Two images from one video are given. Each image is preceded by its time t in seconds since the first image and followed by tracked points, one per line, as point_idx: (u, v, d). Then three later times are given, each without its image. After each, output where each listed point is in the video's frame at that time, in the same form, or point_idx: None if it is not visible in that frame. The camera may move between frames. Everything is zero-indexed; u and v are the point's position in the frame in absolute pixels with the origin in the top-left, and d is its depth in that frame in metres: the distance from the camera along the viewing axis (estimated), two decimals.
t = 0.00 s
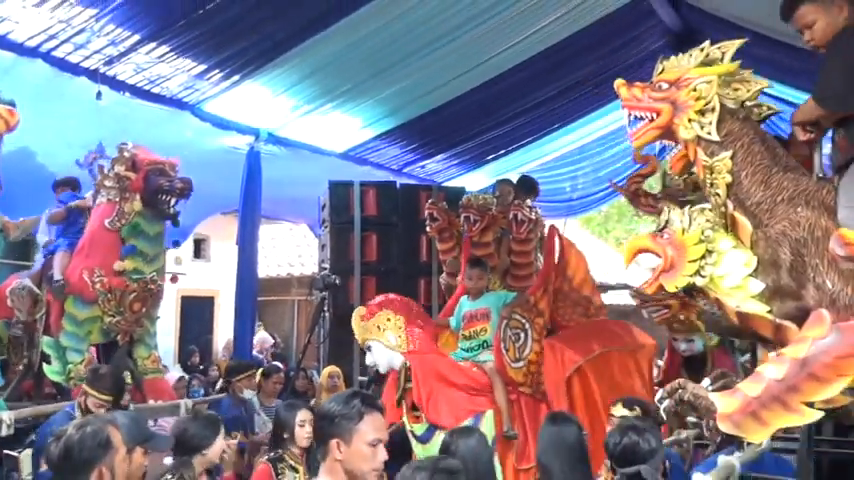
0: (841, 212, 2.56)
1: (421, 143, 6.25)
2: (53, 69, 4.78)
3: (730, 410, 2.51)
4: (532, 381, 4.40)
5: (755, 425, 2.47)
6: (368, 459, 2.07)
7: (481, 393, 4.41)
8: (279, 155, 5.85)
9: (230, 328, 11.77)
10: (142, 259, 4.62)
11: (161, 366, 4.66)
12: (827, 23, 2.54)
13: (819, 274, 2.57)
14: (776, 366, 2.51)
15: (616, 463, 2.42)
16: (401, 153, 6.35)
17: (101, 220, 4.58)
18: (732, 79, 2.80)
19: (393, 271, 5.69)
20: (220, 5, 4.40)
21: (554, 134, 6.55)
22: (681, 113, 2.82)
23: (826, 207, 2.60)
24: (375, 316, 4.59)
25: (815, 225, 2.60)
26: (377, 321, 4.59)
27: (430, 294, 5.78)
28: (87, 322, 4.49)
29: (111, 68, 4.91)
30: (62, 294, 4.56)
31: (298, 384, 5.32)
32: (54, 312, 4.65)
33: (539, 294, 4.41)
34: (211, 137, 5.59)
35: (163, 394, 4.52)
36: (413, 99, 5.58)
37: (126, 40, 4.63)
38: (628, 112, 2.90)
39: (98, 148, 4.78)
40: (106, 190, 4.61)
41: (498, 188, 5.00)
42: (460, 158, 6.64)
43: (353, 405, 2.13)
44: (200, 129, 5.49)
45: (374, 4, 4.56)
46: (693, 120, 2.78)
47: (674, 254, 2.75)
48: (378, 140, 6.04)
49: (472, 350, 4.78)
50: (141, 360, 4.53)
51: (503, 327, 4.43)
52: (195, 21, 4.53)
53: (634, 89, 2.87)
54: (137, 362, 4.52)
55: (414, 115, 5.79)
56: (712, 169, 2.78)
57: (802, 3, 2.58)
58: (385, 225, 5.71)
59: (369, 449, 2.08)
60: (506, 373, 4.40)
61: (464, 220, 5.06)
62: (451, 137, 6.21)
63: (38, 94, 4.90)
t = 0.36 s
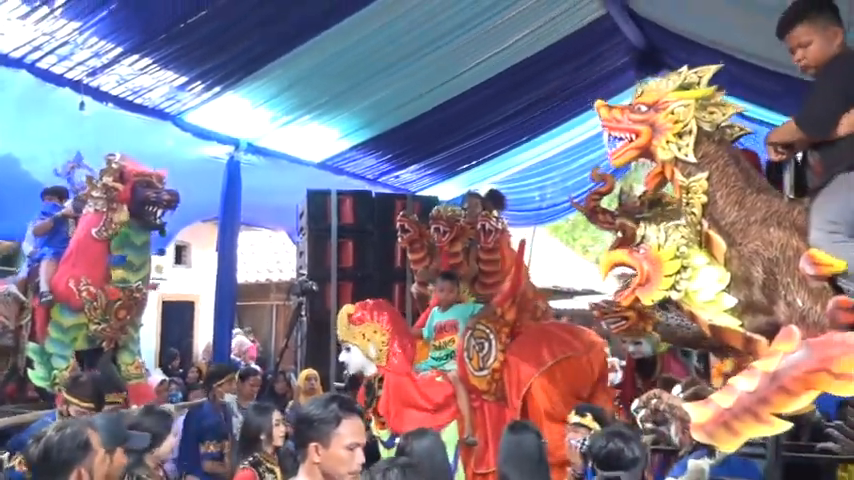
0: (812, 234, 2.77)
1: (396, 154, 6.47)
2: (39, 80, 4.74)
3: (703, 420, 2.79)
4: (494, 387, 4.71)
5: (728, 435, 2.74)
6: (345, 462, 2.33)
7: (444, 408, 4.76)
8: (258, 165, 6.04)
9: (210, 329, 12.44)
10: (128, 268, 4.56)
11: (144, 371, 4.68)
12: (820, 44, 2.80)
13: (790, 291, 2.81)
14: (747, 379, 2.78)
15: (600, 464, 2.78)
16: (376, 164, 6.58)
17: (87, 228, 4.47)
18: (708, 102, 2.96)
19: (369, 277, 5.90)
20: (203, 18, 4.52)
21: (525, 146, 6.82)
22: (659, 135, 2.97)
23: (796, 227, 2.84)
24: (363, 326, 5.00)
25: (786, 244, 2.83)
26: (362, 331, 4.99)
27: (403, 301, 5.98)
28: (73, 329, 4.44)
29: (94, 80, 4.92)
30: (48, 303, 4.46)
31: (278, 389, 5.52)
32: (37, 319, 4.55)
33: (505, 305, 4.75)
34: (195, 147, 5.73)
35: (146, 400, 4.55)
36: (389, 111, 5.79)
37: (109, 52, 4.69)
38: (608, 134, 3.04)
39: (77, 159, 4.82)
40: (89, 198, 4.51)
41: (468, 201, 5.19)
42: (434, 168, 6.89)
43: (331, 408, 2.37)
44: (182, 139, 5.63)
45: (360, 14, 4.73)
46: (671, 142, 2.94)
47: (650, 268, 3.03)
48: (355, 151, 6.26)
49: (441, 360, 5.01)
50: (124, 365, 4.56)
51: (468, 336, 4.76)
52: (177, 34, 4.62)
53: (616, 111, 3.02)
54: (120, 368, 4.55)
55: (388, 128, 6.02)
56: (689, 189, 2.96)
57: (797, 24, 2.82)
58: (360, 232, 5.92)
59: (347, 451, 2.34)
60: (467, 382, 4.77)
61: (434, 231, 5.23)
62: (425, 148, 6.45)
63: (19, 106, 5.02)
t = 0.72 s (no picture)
0: (743, 249, 2.90)
1: (369, 163, 6.69)
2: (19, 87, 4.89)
3: (645, 426, 2.99)
4: (458, 382, 4.87)
5: (668, 439, 2.94)
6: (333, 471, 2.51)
7: (408, 404, 4.91)
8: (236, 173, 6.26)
9: (187, 328, 13.04)
10: (110, 276, 4.69)
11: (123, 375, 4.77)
12: (772, 59, 2.97)
13: (725, 303, 3.00)
14: (686, 386, 2.98)
15: (554, 462, 3.01)
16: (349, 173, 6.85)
17: (67, 236, 4.64)
18: (648, 124, 3.17)
19: (343, 283, 6.06)
20: (182, 29, 4.68)
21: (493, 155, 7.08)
22: (603, 154, 3.18)
23: (731, 242, 2.99)
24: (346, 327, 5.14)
25: (721, 259, 2.99)
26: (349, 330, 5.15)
27: (376, 304, 6.15)
28: (52, 333, 4.61)
29: (74, 89, 5.08)
30: (26, 309, 4.62)
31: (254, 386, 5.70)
32: (17, 325, 4.69)
33: (473, 303, 4.94)
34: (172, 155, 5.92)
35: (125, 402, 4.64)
36: (364, 121, 5.99)
37: (89, 62, 4.85)
38: (556, 154, 3.25)
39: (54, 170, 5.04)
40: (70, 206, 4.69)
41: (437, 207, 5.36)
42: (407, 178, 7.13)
43: (328, 421, 2.52)
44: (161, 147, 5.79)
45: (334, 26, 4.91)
46: (613, 162, 3.14)
47: (597, 281, 3.14)
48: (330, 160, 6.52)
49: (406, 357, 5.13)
50: (103, 368, 4.67)
51: (432, 334, 4.90)
52: (156, 45, 4.78)
53: (563, 132, 3.23)
54: (98, 371, 4.66)
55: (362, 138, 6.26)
56: (631, 206, 3.15)
57: (752, 36, 3.00)
58: (334, 238, 6.08)
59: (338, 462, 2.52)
60: (429, 374, 4.90)
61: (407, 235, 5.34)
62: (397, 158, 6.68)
63: None
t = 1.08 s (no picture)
0: (681, 245, 3.00)
1: (348, 169, 7.02)
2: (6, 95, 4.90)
3: (589, 415, 3.06)
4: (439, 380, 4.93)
5: (611, 428, 3.02)
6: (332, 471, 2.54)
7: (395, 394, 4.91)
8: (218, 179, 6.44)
9: (169, 332, 13.49)
10: (91, 276, 4.86)
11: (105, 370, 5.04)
12: (703, 65, 3.11)
13: (664, 296, 3.11)
14: (627, 375, 3.06)
15: (498, 452, 3.02)
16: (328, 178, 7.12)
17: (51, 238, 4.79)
18: (592, 127, 3.36)
19: (320, 286, 6.25)
20: (166, 39, 4.76)
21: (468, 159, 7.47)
22: (549, 156, 3.35)
23: (668, 238, 3.14)
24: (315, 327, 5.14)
25: (659, 254, 3.12)
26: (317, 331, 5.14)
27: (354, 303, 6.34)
28: (37, 332, 4.72)
29: (60, 96, 5.13)
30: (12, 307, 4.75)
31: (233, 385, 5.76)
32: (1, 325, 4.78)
33: (449, 304, 5.02)
34: (155, 162, 6.02)
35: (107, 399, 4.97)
36: (344, 128, 6.23)
37: (74, 70, 4.91)
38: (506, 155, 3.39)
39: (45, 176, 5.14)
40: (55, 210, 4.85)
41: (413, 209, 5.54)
42: (383, 181, 7.48)
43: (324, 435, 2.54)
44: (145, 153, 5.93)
45: (314, 39, 5.07)
46: (559, 163, 3.32)
47: (544, 279, 3.26)
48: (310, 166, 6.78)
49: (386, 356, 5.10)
50: (85, 366, 4.92)
51: (413, 332, 4.89)
52: (141, 53, 4.87)
53: (511, 135, 3.37)
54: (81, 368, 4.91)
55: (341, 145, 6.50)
56: (575, 205, 3.33)
57: (686, 44, 3.14)
58: (313, 241, 6.28)
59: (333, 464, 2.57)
60: (414, 373, 4.88)
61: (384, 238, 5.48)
62: (378, 163, 7.00)
63: None
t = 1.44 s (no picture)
0: (652, 242, 3.13)
1: (330, 174, 7.14)
2: None
3: (563, 406, 3.20)
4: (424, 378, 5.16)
5: (583, 418, 3.16)
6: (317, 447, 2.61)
7: (383, 390, 5.06)
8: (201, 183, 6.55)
9: (152, 333, 13.65)
10: (73, 270, 4.85)
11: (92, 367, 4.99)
12: (653, 77, 3.31)
13: (634, 291, 3.25)
14: (600, 367, 3.21)
15: (472, 446, 3.09)
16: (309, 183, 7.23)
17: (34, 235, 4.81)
18: (566, 129, 3.49)
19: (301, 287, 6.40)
20: (151, 44, 4.84)
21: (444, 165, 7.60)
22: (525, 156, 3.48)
23: (639, 236, 3.28)
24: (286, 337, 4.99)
25: (630, 251, 3.27)
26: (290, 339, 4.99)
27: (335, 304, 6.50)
28: (21, 328, 4.70)
29: (46, 100, 5.18)
30: None
31: (217, 385, 5.85)
32: None
33: (426, 304, 5.23)
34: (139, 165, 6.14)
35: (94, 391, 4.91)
36: (325, 135, 6.38)
37: (59, 74, 4.95)
38: (483, 155, 3.52)
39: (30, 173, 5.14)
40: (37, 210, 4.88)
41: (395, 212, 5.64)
42: (364, 184, 7.61)
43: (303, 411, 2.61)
44: (130, 156, 6.03)
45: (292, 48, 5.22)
46: (534, 163, 3.44)
47: (520, 275, 3.43)
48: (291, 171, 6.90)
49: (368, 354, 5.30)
50: (71, 361, 4.89)
51: (396, 330, 5.11)
52: (126, 58, 4.94)
53: (488, 135, 3.50)
54: (66, 364, 4.89)
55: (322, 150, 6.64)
56: (550, 204, 3.45)
57: (634, 60, 3.32)
58: (294, 243, 6.42)
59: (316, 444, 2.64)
60: (400, 371, 5.08)
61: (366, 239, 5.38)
62: (358, 167, 7.13)
63: None
